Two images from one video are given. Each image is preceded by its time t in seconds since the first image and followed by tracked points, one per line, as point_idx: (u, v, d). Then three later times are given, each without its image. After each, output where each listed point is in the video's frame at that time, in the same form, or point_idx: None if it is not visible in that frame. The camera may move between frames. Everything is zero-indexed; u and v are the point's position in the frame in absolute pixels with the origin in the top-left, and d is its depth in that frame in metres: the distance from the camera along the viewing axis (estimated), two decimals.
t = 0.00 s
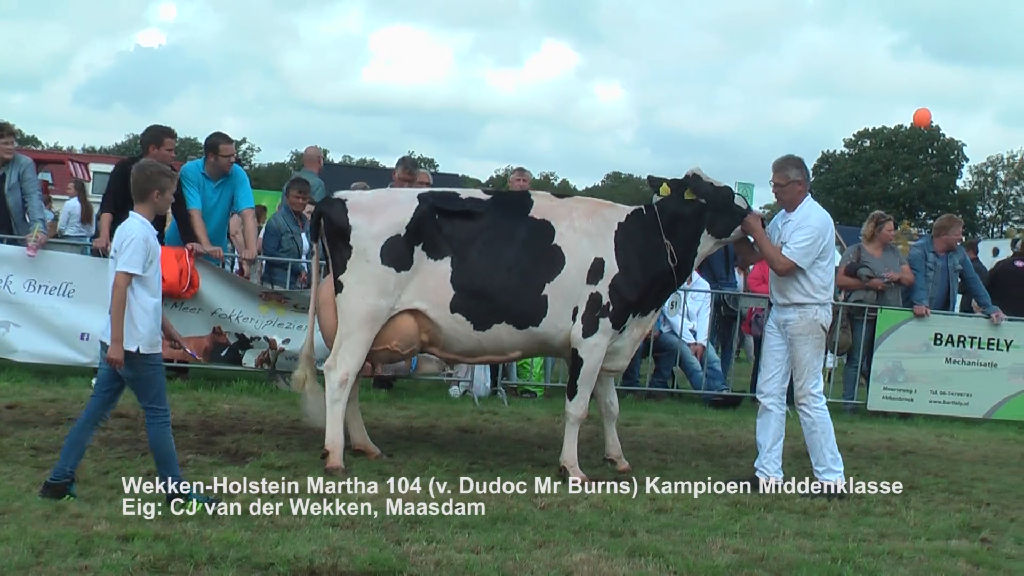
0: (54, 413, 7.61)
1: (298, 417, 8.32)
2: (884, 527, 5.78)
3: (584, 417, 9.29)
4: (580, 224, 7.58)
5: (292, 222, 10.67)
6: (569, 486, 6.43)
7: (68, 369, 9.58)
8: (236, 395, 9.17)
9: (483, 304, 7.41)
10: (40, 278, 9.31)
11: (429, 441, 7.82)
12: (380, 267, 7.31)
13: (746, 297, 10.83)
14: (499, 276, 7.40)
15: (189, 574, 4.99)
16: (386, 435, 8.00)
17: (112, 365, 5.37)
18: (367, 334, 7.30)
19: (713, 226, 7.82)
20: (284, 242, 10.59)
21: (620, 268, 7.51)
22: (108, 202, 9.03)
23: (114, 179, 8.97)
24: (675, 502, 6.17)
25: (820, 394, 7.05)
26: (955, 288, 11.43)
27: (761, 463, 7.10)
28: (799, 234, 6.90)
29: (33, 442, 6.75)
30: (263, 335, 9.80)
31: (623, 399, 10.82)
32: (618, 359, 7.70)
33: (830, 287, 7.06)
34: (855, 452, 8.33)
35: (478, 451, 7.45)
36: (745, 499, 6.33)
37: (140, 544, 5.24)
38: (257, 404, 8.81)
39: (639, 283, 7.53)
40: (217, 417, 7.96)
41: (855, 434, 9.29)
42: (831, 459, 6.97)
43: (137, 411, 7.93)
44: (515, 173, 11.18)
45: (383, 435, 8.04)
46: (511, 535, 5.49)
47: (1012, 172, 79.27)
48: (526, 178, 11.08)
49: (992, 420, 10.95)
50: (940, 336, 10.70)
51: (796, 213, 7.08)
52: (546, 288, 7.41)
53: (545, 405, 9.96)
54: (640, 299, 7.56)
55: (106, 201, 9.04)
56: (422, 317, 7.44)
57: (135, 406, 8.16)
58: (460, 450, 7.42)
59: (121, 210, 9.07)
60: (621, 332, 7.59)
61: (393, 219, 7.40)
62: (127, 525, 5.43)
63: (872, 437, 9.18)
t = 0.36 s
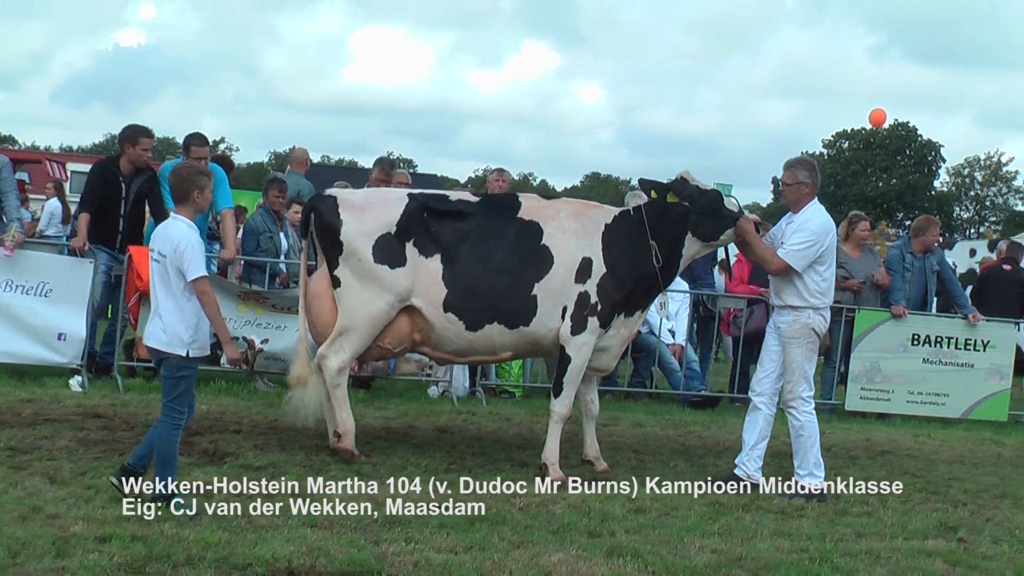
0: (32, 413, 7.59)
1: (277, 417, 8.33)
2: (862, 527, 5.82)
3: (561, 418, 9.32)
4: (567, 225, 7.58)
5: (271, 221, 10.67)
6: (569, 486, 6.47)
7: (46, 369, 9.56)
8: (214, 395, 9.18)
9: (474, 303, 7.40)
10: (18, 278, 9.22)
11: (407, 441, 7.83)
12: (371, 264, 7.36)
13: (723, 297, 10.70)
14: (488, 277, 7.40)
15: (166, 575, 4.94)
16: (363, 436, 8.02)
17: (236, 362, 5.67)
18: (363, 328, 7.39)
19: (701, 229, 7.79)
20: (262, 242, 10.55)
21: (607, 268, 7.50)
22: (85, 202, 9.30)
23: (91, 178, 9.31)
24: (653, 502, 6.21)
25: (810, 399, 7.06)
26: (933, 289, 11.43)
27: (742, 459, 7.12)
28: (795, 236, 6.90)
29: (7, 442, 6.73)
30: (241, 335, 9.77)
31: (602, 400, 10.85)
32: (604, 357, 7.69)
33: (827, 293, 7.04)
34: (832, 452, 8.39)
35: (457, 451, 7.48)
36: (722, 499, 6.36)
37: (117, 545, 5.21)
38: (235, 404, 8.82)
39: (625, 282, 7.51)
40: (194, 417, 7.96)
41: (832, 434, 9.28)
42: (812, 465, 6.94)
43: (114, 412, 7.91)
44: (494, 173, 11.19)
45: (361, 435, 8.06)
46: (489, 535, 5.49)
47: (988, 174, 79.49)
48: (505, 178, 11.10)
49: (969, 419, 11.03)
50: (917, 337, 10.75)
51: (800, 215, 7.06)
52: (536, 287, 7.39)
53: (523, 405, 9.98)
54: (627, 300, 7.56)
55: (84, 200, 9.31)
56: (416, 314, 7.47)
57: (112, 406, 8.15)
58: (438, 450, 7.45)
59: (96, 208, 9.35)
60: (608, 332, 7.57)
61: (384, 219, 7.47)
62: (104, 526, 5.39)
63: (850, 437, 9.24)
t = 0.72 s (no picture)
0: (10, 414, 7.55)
1: (255, 417, 8.33)
2: (840, 527, 5.86)
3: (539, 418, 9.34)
4: (550, 225, 7.58)
5: (249, 221, 10.67)
6: (570, 486, 6.52)
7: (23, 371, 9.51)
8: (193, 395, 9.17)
9: (459, 302, 7.40)
10: None
11: (385, 441, 7.84)
12: (357, 263, 7.31)
13: (702, 297, 10.74)
14: (472, 276, 7.40)
15: None
16: (341, 437, 8.02)
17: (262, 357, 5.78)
18: (356, 335, 7.33)
19: (681, 232, 7.80)
20: (241, 242, 10.56)
21: (589, 268, 7.51)
22: (62, 201, 9.27)
23: (67, 178, 9.27)
24: (632, 502, 6.25)
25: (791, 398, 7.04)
26: (911, 290, 11.43)
27: (738, 452, 7.33)
28: (784, 235, 6.91)
29: None
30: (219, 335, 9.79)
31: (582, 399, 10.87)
32: (587, 358, 7.72)
33: (812, 293, 7.04)
34: (809, 452, 8.43)
35: (435, 451, 7.51)
36: (700, 499, 6.41)
37: (94, 545, 5.16)
38: (214, 404, 8.82)
39: (606, 283, 7.54)
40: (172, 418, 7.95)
41: (811, 434, 9.39)
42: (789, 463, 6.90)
43: (90, 412, 7.89)
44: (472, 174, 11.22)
45: (339, 436, 8.06)
46: (467, 535, 5.49)
47: (964, 175, 79.86)
48: (484, 179, 11.13)
49: (946, 419, 11.10)
50: (894, 337, 10.82)
51: (785, 215, 7.08)
52: (520, 287, 7.40)
53: (503, 406, 10.00)
54: (608, 300, 7.58)
55: (61, 200, 9.28)
56: (401, 314, 7.44)
57: (89, 406, 8.13)
58: (416, 451, 7.48)
59: (73, 208, 9.33)
60: (590, 332, 7.59)
61: (370, 216, 7.40)
62: (81, 526, 5.35)
63: (827, 436, 9.28)
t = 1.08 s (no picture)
0: None
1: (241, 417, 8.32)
2: (826, 527, 5.88)
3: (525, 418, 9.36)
4: (539, 226, 7.57)
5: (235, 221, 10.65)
6: (569, 485, 6.54)
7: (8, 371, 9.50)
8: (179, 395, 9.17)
9: (448, 302, 7.39)
10: None
11: (370, 441, 7.84)
12: (346, 262, 7.29)
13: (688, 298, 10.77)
14: (461, 276, 7.39)
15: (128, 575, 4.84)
16: (326, 437, 8.02)
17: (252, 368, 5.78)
18: (344, 337, 7.32)
19: (670, 234, 7.81)
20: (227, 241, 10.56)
21: (577, 269, 7.52)
22: (46, 202, 9.28)
23: (51, 178, 9.28)
24: (617, 502, 6.28)
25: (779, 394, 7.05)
26: (896, 289, 11.45)
27: (730, 457, 7.34)
28: (782, 236, 6.94)
29: None
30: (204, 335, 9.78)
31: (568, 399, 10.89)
32: (574, 358, 7.72)
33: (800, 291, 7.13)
34: (795, 452, 8.45)
35: (421, 451, 7.52)
36: (687, 499, 6.43)
37: (79, 545, 5.13)
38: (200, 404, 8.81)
39: (594, 283, 7.55)
40: (157, 418, 7.94)
41: (797, 434, 9.42)
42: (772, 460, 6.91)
43: (75, 412, 7.87)
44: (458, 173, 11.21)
45: (324, 436, 8.06)
46: (453, 536, 5.48)
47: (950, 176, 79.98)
48: (470, 179, 11.13)
49: (931, 419, 11.13)
50: (880, 337, 10.84)
51: (772, 215, 7.12)
52: (507, 287, 7.40)
53: (490, 405, 10.00)
54: (596, 301, 7.60)
55: (45, 201, 9.29)
56: (388, 314, 7.42)
57: (74, 406, 8.11)
58: (402, 450, 7.49)
59: (57, 208, 9.33)
60: (576, 332, 7.59)
61: (359, 214, 7.37)
62: (66, 527, 5.32)
63: (813, 437, 9.31)
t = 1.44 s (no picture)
0: None
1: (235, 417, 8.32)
2: (819, 528, 5.89)
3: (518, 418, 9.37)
4: (536, 228, 7.58)
5: (228, 221, 10.65)
6: (570, 486, 6.55)
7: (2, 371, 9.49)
8: (172, 396, 9.16)
9: (446, 303, 7.38)
10: None
11: (364, 441, 7.84)
12: (343, 262, 7.27)
13: (681, 298, 10.81)
14: (459, 277, 7.39)
15: None
16: (320, 437, 8.02)
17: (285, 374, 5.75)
18: (339, 337, 7.30)
19: (672, 237, 7.91)
20: (221, 242, 10.57)
21: (573, 270, 7.54)
22: (40, 201, 9.26)
23: (44, 178, 9.26)
24: (611, 502, 6.29)
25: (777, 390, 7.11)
26: (889, 288, 11.45)
27: (724, 457, 7.28)
28: (790, 233, 7.00)
29: None
30: (198, 335, 9.79)
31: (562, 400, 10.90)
32: (570, 360, 7.74)
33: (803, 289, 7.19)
34: (788, 452, 8.46)
35: (415, 451, 7.53)
36: (681, 499, 6.43)
37: (72, 546, 5.11)
38: (193, 404, 8.81)
39: (591, 285, 7.62)
40: (150, 419, 7.94)
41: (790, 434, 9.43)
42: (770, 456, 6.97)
43: (69, 412, 7.86)
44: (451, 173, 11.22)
45: (317, 436, 8.06)
46: (446, 536, 5.48)
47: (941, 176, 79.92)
48: (465, 179, 11.13)
49: (924, 419, 11.15)
50: (874, 337, 10.85)
51: (775, 214, 7.18)
52: (505, 289, 7.40)
53: (483, 405, 10.01)
54: (592, 302, 7.65)
55: (38, 200, 9.27)
56: (385, 315, 7.39)
57: (67, 406, 8.11)
58: (396, 450, 7.49)
59: (50, 208, 9.32)
60: (572, 334, 7.60)
61: (356, 214, 7.35)
62: (59, 527, 5.32)
63: (806, 437, 9.31)
